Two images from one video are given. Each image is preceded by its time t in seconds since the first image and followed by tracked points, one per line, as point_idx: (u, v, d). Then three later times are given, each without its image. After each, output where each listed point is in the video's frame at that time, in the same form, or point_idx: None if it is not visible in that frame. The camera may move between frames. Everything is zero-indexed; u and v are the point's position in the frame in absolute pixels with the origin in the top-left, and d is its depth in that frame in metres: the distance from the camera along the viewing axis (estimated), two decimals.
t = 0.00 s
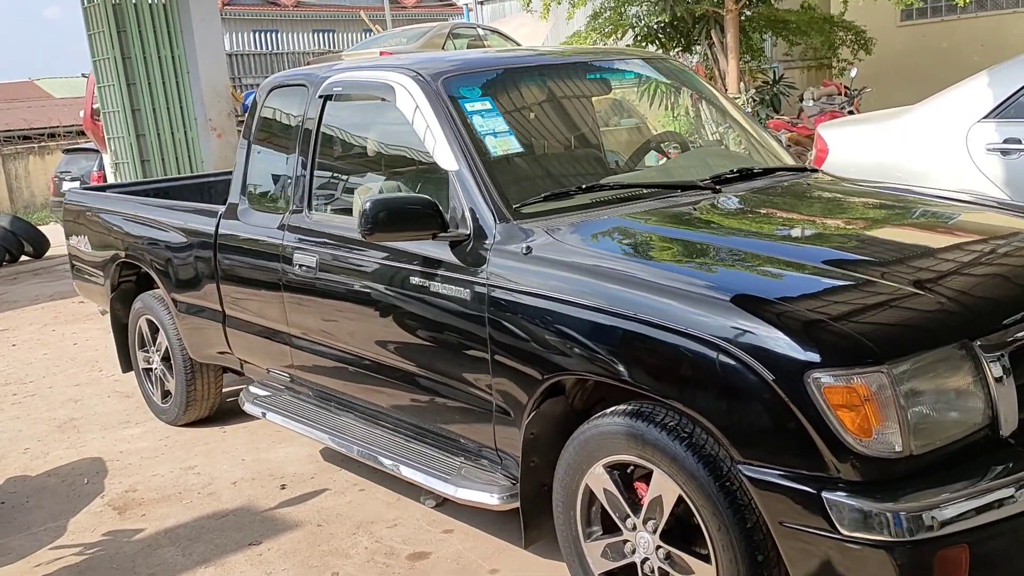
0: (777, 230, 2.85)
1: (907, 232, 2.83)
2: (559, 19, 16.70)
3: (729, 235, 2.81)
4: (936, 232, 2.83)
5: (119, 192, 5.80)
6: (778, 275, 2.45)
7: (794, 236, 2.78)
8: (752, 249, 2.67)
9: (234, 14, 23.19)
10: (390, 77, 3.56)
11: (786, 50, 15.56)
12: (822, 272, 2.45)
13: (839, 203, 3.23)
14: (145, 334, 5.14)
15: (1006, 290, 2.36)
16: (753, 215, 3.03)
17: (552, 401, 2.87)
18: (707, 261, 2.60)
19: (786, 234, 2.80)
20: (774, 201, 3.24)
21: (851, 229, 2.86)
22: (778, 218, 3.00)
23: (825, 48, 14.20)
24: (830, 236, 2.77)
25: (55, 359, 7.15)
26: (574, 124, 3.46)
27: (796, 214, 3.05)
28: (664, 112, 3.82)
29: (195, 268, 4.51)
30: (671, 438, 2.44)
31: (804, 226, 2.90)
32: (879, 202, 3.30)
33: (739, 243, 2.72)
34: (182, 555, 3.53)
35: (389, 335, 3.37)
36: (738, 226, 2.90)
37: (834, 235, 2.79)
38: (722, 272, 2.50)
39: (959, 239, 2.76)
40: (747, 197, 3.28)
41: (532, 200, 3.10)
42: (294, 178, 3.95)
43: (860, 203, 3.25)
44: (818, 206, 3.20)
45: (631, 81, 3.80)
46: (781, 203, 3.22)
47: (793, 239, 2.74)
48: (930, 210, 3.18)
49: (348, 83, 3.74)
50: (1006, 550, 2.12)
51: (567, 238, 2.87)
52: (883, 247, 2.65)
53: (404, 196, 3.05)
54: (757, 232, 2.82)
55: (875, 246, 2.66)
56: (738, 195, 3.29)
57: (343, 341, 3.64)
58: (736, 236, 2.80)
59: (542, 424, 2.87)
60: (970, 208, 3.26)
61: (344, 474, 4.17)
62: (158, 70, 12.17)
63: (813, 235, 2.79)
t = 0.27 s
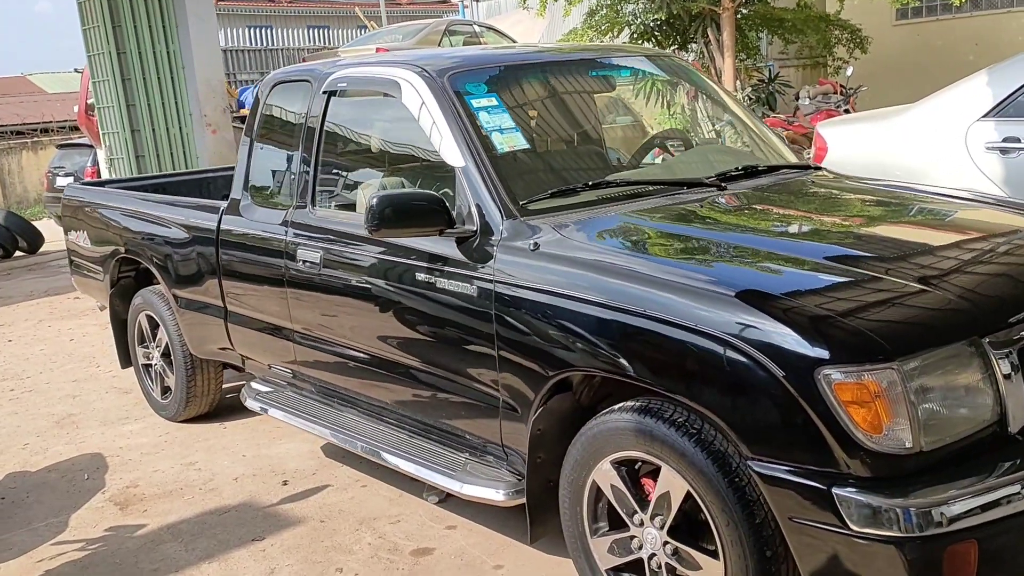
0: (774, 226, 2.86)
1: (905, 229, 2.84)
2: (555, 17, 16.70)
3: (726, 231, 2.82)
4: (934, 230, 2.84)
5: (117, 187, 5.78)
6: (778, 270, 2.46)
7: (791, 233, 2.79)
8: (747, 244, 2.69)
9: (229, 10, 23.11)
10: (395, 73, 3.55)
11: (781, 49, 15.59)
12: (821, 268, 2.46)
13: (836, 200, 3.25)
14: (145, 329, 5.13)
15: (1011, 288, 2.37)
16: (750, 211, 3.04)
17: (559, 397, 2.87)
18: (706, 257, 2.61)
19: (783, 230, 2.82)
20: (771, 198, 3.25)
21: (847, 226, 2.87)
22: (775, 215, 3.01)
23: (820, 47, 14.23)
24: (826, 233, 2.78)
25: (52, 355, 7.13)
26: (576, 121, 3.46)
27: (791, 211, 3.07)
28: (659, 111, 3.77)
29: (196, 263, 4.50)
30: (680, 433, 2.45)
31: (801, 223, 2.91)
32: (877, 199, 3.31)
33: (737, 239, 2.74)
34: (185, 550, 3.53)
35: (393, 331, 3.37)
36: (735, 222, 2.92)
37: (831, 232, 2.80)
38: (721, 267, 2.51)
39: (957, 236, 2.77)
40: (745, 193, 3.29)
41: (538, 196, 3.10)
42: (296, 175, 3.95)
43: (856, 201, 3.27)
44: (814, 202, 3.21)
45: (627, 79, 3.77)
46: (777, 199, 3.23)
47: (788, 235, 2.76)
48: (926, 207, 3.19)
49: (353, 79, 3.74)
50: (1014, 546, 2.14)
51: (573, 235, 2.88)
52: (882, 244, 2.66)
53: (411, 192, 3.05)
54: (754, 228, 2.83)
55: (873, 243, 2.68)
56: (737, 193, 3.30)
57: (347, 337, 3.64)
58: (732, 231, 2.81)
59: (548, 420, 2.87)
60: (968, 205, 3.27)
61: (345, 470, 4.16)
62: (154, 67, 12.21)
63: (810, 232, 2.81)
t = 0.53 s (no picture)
0: (769, 224, 2.88)
1: (902, 229, 2.85)
2: (553, 15, 16.70)
3: (723, 228, 2.84)
4: (930, 229, 2.85)
5: (116, 182, 5.77)
6: (777, 268, 2.47)
7: (789, 231, 2.80)
8: (746, 241, 2.71)
9: (225, 5, 23.05)
10: (398, 70, 3.56)
11: (778, 49, 15.61)
12: (819, 265, 2.47)
13: (834, 199, 3.26)
14: (144, 325, 5.13)
15: (1011, 287, 2.38)
16: (747, 209, 3.06)
17: (561, 394, 2.88)
18: (705, 254, 2.62)
19: (779, 228, 2.83)
20: (767, 196, 3.26)
21: (845, 225, 2.88)
22: (771, 213, 3.02)
23: (817, 47, 14.24)
24: (823, 231, 2.80)
25: (49, 350, 7.12)
26: (577, 118, 3.47)
27: (788, 209, 3.08)
28: (656, 110, 3.78)
29: (196, 258, 4.50)
30: (682, 430, 2.46)
31: (798, 221, 2.92)
32: (874, 198, 3.33)
33: (735, 236, 2.75)
34: (185, 545, 3.53)
35: (395, 327, 3.37)
36: (731, 220, 2.93)
37: (828, 230, 2.82)
38: (718, 263, 2.53)
39: (955, 236, 2.78)
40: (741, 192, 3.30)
41: (541, 193, 3.11)
42: (297, 172, 3.95)
43: (854, 199, 3.28)
44: (810, 201, 3.22)
45: (625, 78, 3.77)
46: (773, 198, 3.24)
47: (784, 233, 2.78)
48: (923, 206, 3.21)
49: (355, 75, 3.74)
50: (1015, 543, 2.15)
51: (575, 232, 2.89)
52: (881, 243, 2.68)
53: (415, 188, 3.06)
54: (751, 225, 2.85)
55: (871, 241, 2.69)
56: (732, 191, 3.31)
57: (348, 333, 3.65)
58: (730, 228, 2.83)
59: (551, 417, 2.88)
60: (965, 205, 3.29)
61: (345, 466, 4.17)
62: (150, 62, 12.15)
63: (807, 230, 2.82)
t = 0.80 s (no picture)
0: (764, 221, 2.91)
1: (894, 226, 2.88)
2: (549, 12, 16.71)
3: (721, 224, 2.87)
4: (922, 227, 2.89)
5: (113, 176, 5.78)
6: (771, 263, 2.50)
7: (784, 227, 2.84)
8: (741, 237, 2.74)
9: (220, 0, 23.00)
10: (397, 65, 3.58)
11: (773, 47, 15.65)
12: (813, 261, 2.51)
13: (827, 196, 3.30)
14: (141, 318, 5.14)
15: (1003, 283, 2.42)
16: (740, 205, 3.09)
17: (558, 387, 2.91)
18: (699, 249, 2.65)
19: (773, 224, 2.86)
20: (762, 193, 3.30)
21: (839, 222, 2.92)
22: (765, 209, 3.06)
23: (811, 46, 14.28)
24: (818, 227, 2.83)
25: (44, 344, 7.12)
26: (574, 115, 3.49)
27: (783, 205, 3.12)
28: (652, 107, 3.83)
29: (194, 252, 4.51)
30: (677, 423, 2.49)
31: (792, 217, 2.95)
32: (868, 195, 3.37)
33: (730, 232, 2.79)
34: (183, 536, 3.56)
35: (392, 321, 3.40)
36: (726, 216, 2.97)
37: (820, 227, 2.85)
38: (713, 259, 2.56)
39: (947, 233, 2.81)
40: (732, 189, 3.32)
41: (539, 189, 3.14)
42: (296, 168, 3.97)
43: (848, 197, 3.32)
44: (804, 198, 3.25)
45: (620, 76, 3.77)
46: (766, 195, 3.27)
47: (777, 229, 2.81)
48: (916, 203, 3.25)
49: (354, 70, 3.76)
50: (1003, 535, 2.19)
51: (571, 227, 2.91)
52: (873, 239, 2.71)
53: (414, 183, 3.08)
54: (746, 222, 2.88)
55: (863, 238, 2.73)
56: (726, 188, 3.34)
57: (345, 327, 3.67)
58: (724, 224, 2.86)
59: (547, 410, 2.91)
60: (958, 202, 3.33)
61: (341, 459, 4.19)
62: (145, 57, 12.13)
63: (801, 226, 2.85)
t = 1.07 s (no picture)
0: (751, 212, 2.94)
1: (879, 218, 2.93)
2: (537, 5, 16.72)
3: (710, 215, 2.91)
4: (905, 219, 2.93)
5: (100, 165, 5.77)
6: (757, 254, 2.54)
7: (771, 218, 2.87)
8: (727, 228, 2.78)
9: None
10: (385, 56, 3.60)
11: (760, 42, 15.70)
12: (798, 252, 2.55)
13: (812, 188, 3.35)
14: (129, 307, 5.15)
15: (982, 273, 2.46)
16: (727, 197, 3.13)
17: (544, 375, 2.94)
18: (686, 240, 2.69)
19: (760, 216, 2.90)
20: (748, 185, 3.34)
21: (824, 214, 2.96)
22: (752, 201, 3.09)
23: (799, 41, 14.34)
24: (802, 219, 2.87)
25: (30, 333, 7.10)
26: (561, 106, 3.52)
27: (770, 197, 3.16)
28: (640, 100, 3.84)
29: (182, 242, 4.52)
30: (660, 410, 2.53)
31: (779, 209, 2.99)
32: (853, 187, 3.42)
33: (717, 223, 2.82)
34: (171, 523, 3.58)
35: (380, 310, 3.42)
36: (712, 207, 3.00)
37: (806, 218, 2.89)
38: (699, 249, 2.60)
39: (930, 225, 2.86)
40: (720, 180, 3.37)
41: (526, 179, 3.17)
42: (284, 158, 3.98)
43: (833, 189, 3.37)
44: (790, 190, 3.30)
45: (608, 68, 3.83)
46: (753, 186, 3.31)
47: (764, 220, 2.85)
48: (902, 196, 3.30)
49: (342, 61, 3.77)
50: (978, 519, 2.24)
51: (558, 216, 2.95)
52: (856, 231, 2.75)
53: (402, 172, 3.11)
54: (733, 213, 2.92)
55: (847, 229, 2.77)
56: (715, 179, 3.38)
57: (333, 316, 3.69)
58: (710, 215, 2.90)
59: (533, 397, 2.95)
60: (942, 195, 3.38)
61: (328, 448, 4.22)
62: (132, 46, 12.08)
63: (786, 218, 2.89)
